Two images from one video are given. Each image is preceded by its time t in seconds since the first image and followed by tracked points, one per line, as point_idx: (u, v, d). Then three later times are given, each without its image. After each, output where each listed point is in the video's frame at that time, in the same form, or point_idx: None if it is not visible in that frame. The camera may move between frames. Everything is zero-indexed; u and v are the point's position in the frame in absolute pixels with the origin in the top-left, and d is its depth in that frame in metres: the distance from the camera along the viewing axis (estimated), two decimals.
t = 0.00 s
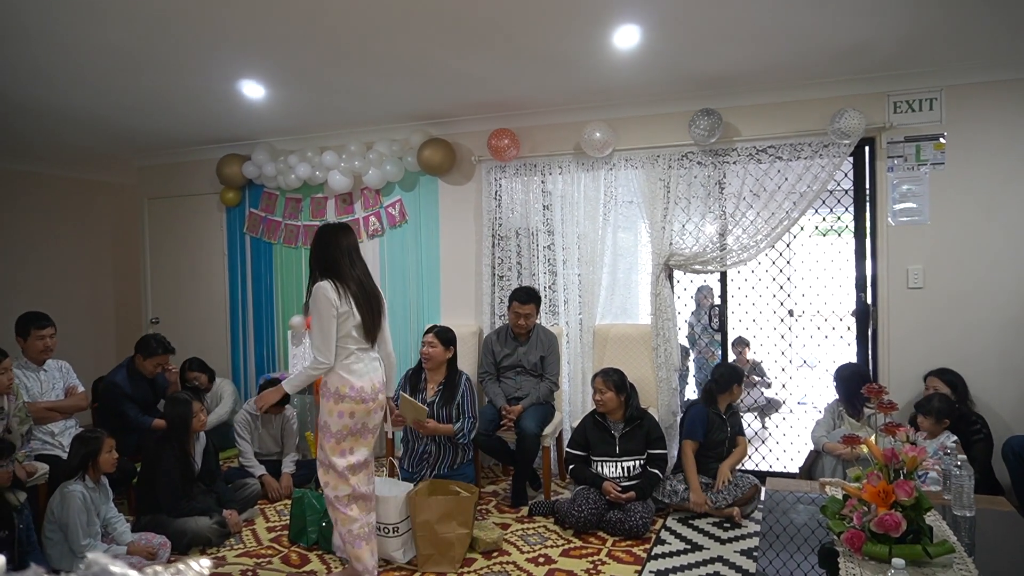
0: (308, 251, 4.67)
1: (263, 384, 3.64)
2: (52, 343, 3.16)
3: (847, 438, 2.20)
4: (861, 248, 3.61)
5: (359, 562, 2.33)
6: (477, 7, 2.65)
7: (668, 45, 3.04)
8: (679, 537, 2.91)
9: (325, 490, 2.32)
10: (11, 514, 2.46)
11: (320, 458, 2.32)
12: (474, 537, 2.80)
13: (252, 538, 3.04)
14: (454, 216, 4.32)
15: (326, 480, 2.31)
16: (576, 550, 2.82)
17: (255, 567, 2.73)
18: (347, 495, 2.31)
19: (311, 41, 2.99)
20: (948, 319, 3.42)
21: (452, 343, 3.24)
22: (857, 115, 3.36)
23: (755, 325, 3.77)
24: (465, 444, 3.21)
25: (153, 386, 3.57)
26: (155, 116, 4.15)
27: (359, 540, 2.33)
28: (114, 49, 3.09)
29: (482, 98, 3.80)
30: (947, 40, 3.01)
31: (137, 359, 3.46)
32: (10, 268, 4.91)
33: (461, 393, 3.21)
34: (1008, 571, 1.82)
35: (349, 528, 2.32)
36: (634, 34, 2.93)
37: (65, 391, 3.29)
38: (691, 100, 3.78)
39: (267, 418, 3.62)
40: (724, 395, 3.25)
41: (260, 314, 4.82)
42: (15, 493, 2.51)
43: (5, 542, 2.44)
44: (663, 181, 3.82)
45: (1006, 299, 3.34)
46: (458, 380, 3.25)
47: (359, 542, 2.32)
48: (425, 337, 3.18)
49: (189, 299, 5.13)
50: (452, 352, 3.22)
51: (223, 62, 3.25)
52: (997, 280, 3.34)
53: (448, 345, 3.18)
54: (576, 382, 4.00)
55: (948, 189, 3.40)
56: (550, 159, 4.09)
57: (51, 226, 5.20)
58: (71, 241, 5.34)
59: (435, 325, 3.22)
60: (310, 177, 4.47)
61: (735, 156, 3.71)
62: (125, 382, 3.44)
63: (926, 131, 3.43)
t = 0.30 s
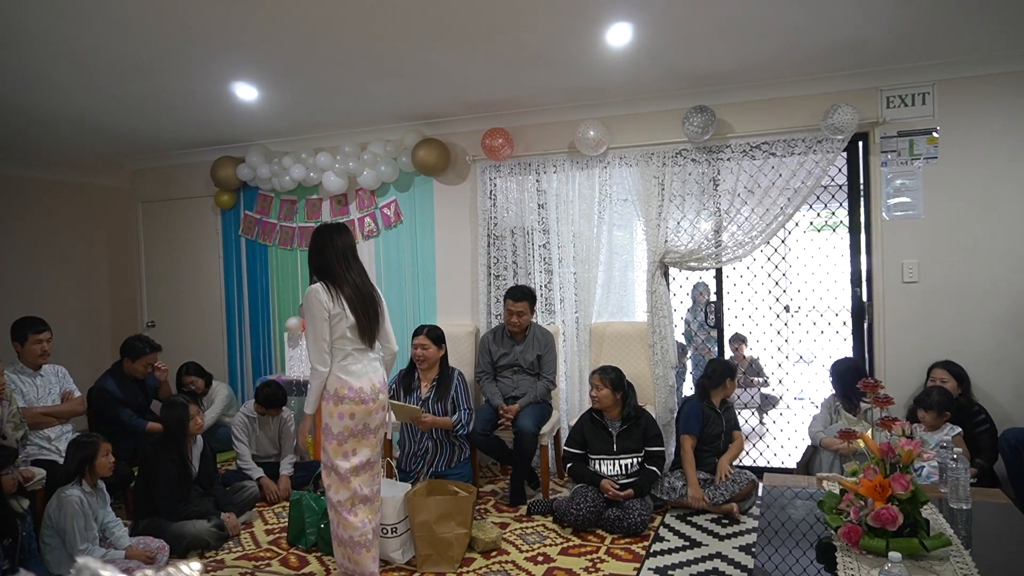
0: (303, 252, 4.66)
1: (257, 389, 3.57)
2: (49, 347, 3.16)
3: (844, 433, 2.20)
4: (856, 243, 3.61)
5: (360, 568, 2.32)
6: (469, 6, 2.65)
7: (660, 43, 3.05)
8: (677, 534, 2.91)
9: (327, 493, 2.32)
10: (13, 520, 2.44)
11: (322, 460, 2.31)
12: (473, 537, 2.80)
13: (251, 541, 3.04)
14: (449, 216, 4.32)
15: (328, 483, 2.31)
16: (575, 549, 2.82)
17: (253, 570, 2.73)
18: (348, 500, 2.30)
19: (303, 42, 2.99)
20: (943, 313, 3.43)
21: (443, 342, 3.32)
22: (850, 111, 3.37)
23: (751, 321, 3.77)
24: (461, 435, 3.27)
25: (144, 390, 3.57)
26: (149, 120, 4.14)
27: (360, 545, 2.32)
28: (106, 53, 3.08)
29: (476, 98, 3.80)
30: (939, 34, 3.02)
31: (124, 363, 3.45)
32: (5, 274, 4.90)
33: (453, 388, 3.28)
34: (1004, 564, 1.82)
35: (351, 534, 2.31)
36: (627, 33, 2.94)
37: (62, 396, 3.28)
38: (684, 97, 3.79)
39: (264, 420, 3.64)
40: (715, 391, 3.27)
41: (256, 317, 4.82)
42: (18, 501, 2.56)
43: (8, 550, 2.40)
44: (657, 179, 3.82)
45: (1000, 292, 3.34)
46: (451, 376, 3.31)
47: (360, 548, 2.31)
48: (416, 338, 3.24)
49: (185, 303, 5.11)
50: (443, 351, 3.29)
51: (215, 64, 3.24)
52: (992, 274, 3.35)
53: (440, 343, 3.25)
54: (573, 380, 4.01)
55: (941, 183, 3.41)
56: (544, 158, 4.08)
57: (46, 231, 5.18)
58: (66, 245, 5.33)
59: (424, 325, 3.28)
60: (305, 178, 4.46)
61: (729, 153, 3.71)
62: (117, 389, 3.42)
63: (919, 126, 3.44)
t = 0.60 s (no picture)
0: (299, 255, 4.66)
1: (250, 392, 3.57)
2: (44, 351, 3.15)
3: (839, 432, 2.21)
4: (850, 242, 3.63)
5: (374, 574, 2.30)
6: (463, 8, 2.66)
7: (654, 44, 3.06)
8: (675, 534, 2.92)
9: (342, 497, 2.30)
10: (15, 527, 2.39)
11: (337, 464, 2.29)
12: (470, 539, 2.80)
13: (248, 545, 3.04)
14: (445, 218, 4.32)
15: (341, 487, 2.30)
16: (572, 550, 2.82)
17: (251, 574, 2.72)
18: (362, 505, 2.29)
19: (297, 46, 2.99)
20: (937, 311, 3.44)
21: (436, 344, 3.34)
22: (843, 110, 3.38)
23: (747, 321, 3.78)
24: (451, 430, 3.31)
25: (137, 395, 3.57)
26: (143, 124, 4.13)
27: (370, 551, 2.29)
28: (100, 57, 3.08)
29: (470, 100, 3.80)
30: (931, 34, 3.03)
31: (114, 363, 3.47)
32: None
33: (447, 388, 3.31)
34: (1000, 561, 1.83)
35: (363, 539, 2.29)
36: (620, 34, 2.95)
37: (57, 401, 3.28)
38: (678, 97, 3.79)
39: (260, 422, 3.64)
40: (710, 390, 3.28)
41: (252, 320, 4.81)
42: (19, 506, 2.51)
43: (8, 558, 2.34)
44: (652, 180, 3.83)
45: (994, 290, 3.36)
46: (443, 376, 3.34)
47: (371, 555, 2.29)
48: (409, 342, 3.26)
49: (181, 307, 5.10)
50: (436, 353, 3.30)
51: (209, 68, 3.24)
52: (986, 272, 3.37)
53: (433, 345, 3.27)
54: (569, 382, 4.01)
55: (934, 182, 3.43)
56: (539, 159, 4.09)
57: (40, 235, 5.17)
58: (60, 250, 5.31)
59: (416, 328, 3.29)
60: (300, 181, 4.45)
61: (724, 153, 3.72)
62: (109, 394, 3.41)
63: (912, 125, 3.45)
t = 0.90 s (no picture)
0: (298, 259, 4.66)
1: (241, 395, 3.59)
2: (42, 356, 3.14)
3: (838, 434, 2.21)
4: (849, 245, 3.63)
5: None
6: (461, 12, 2.66)
7: (652, 48, 3.07)
8: (675, 537, 2.91)
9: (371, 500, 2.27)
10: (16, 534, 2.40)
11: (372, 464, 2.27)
12: (470, 543, 2.80)
13: (247, 549, 3.03)
14: (444, 222, 4.32)
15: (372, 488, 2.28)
16: (572, 553, 2.82)
17: None
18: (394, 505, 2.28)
19: (295, 50, 2.99)
20: (936, 313, 3.44)
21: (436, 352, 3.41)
22: (842, 113, 3.38)
23: (747, 324, 3.78)
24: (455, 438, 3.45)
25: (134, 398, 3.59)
26: (143, 128, 4.14)
27: (399, 551, 2.28)
28: (99, 62, 3.08)
29: (469, 103, 3.81)
30: (928, 36, 3.04)
31: (108, 364, 3.46)
32: None
33: (446, 392, 3.41)
34: (1001, 563, 1.83)
35: (390, 542, 2.27)
36: (618, 38, 2.96)
37: (56, 406, 3.27)
38: (677, 100, 3.80)
39: (256, 425, 3.64)
40: (716, 393, 3.27)
41: (251, 324, 4.81)
42: (21, 514, 2.50)
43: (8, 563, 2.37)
44: (651, 182, 3.83)
45: (993, 292, 3.36)
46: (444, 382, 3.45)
47: (398, 557, 2.28)
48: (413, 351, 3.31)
49: (180, 311, 5.10)
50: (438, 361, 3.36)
51: (208, 72, 3.25)
52: (985, 274, 3.37)
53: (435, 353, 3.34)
54: (569, 385, 4.01)
55: (933, 184, 3.43)
56: (538, 162, 4.09)
57: (40, 240, 5.17)
58: (59, 254, 5.31)
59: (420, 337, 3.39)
60: (299, 185, 4.45)
61: (722, 155, 3.73)
62: (106, 397, 3.43)
63: (911, 127, 3.46)
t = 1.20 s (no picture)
0: (298, 260, 4.66)
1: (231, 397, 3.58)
2: (40, 357, 3.14)
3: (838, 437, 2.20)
4: (849, 248, 3.63)
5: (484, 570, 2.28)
6: (461, 13, 2.67)
7: (653, 51, 3.07)
8: (674, 540, 2.91)
9: (436, 506, 2.24)
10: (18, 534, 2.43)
11: (430, 473, 2.22)
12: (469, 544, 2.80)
13: (246, 550, 3.03)
14: (444, 224, 4.33)
15: (434, 494, 2.23)
16: (572, 555, 2.81)
17: None
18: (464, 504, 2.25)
19: (296, 51, 2.99)
20: (935, 316, 3.44)
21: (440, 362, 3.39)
22: (841, 116, 3.39)
23: (746, 326, 3.78)
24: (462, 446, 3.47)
25: (135, 396, 3.61)
26: (143, 129, 4.14)
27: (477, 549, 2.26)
28: (100, 63, 3.09)
29: (470, 105, 3.81)
30: (928, 40, 3.05)
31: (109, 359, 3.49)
32: None
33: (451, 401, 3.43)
34: (1000, 567, 1.83)
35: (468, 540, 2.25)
36: (619, 40, 2.96)
37: (55, 406, 3.26)
38: (677, 103, 3.81)
39: (252, 426, 3.64)
40: (718, 395, 3.28)
41: (251, 324, 4.81)
42: (19, 514, 2.49)
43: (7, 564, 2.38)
44: (651, 185, 3.83)
45: (992, 295, 3.36)
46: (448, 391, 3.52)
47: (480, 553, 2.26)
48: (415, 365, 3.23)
49: (179, 312, 5.10)
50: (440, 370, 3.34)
51: (209, 73, 3.25)
52: (984, 278, 3.37)
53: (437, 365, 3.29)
54: (568, 387, 4.01)
55: (932, 188, 3.44)
56: (538, 164, 4.10)
57: (39, 240, 5.17)
58: (58, 255, 5.30)
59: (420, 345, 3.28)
60: (299, 186, 4.46)
61: (722, 158, 3.73)
62: (105, 391, 3.47)
63: (910, 131, 3.46)
